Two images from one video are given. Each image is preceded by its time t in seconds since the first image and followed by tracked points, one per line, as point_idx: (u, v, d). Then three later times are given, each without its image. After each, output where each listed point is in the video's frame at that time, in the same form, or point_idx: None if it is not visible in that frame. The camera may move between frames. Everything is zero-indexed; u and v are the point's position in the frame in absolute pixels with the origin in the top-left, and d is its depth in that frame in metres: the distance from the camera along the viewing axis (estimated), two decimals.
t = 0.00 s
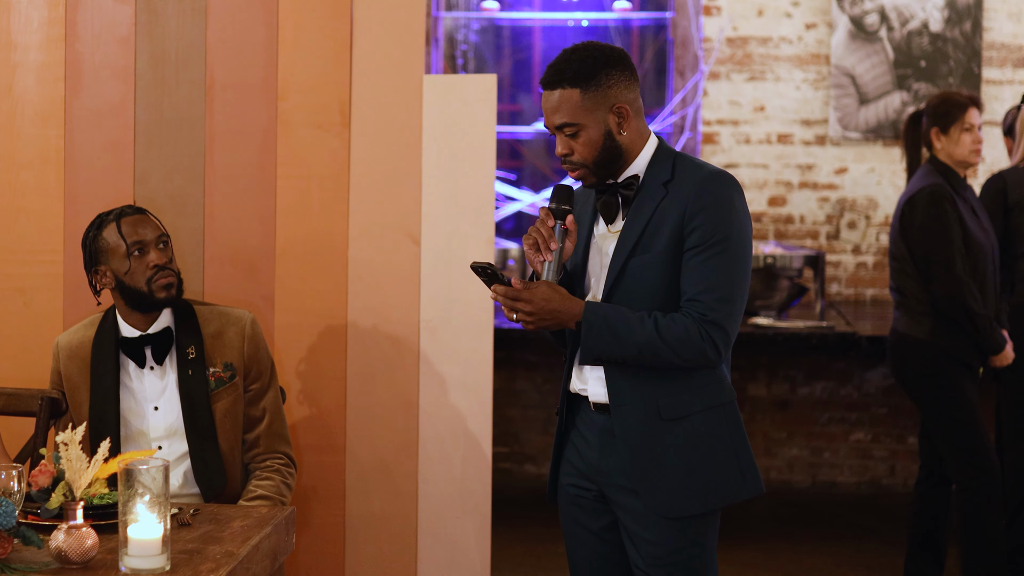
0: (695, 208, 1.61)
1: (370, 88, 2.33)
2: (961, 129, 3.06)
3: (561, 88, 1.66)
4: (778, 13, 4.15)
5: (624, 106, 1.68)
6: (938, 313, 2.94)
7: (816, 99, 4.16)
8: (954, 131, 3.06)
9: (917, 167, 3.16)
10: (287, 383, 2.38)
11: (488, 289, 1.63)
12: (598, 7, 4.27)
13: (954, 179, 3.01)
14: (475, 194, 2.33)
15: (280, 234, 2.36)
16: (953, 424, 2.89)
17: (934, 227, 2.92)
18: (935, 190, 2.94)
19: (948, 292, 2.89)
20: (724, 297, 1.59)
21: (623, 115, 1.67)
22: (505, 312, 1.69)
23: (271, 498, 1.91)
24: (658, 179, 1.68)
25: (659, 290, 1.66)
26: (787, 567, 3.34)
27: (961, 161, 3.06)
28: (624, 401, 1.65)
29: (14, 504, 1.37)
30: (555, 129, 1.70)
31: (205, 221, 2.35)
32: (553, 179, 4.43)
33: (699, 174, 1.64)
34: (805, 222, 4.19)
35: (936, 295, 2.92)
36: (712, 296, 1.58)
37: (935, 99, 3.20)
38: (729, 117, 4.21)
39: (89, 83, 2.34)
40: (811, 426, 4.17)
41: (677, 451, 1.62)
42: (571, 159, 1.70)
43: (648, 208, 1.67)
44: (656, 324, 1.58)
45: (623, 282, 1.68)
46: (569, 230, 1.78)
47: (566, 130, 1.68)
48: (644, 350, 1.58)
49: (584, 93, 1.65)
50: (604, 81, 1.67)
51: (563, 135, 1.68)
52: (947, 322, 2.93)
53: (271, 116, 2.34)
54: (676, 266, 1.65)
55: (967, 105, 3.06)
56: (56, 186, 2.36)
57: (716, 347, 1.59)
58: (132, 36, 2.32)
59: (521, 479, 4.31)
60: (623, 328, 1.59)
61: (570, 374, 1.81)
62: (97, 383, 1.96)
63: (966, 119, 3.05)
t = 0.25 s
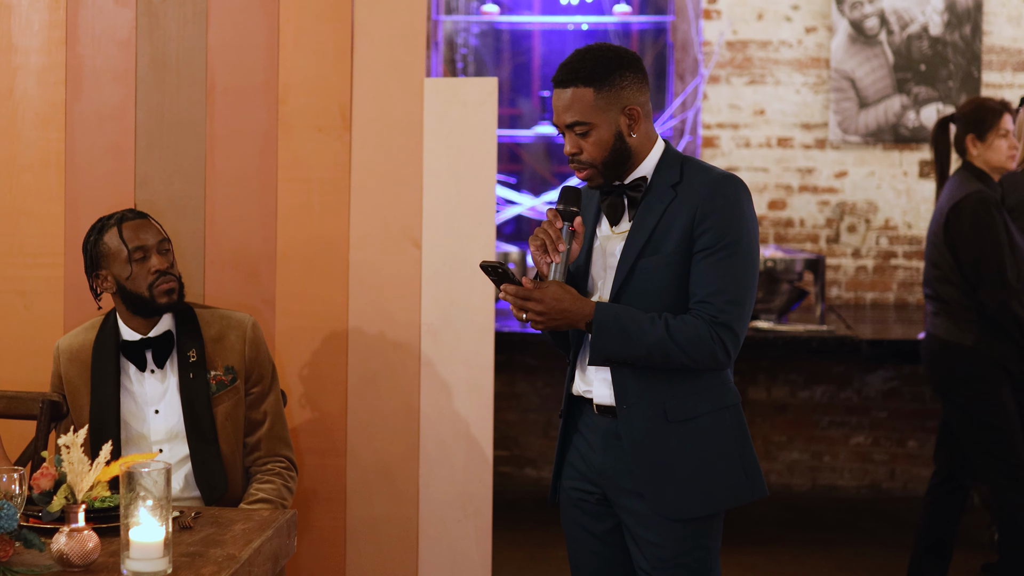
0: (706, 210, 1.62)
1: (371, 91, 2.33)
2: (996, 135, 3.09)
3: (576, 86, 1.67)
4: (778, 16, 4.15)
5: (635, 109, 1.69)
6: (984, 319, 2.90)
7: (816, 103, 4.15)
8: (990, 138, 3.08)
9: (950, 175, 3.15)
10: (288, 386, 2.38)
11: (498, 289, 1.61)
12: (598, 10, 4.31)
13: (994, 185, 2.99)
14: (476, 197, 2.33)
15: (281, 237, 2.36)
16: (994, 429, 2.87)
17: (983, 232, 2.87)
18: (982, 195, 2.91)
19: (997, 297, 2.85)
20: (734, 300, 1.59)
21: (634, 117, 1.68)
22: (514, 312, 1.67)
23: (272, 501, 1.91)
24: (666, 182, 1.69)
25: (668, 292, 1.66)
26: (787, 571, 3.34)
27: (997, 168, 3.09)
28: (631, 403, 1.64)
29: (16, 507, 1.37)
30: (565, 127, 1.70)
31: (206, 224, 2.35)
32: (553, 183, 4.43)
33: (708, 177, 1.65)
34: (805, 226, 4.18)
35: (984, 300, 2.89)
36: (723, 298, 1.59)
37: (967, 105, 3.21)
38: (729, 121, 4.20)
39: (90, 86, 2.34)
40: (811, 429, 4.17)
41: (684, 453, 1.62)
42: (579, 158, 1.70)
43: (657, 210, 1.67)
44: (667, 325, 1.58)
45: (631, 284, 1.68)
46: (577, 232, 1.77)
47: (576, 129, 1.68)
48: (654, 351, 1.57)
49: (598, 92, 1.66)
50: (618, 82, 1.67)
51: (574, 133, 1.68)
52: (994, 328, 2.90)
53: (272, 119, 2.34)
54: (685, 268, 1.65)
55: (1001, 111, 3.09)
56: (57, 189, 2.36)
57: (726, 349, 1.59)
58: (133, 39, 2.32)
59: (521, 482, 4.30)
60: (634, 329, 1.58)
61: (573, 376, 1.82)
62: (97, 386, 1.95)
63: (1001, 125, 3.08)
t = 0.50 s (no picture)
0: (716, 213, 1.62)
1: (372, 95, 2.33)
2: None
3: (596, 78, 1.68)
4: (778, 20, 4.11)
5: (650, 110, 1.69)
6: None
7: (816, 107, 4.11)
8: None
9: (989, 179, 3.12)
10: (288, 389, 2.37)
11: (506, 291, 1.64)
12: (598, 13, 4.33)
13: None
14: (478, 200, 2.33)
15: (281, 241, 2.36)
16: None
17: None
18: None
19: None
20: (744, 303, 1.60)
21: (647, 118, 1.69)
22: (522, 314, 1.68)
23: (273, 505, 1.90)
24: (675, 185, 1.69)
25: (676, 294, 1.66)
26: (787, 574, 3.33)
27: None
28: (638, 406, 1.64)
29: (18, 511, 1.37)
30: (577, 118, 1.70)
31: (207, 227, 2.35)
32: (553, 186, 4.43)
33: (718, 180, 1.65)
34: (805, 229, 4.16)
35: None
36: (731, 301, 1.59)
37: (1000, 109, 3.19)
38: (729, 124, 4.16)
39: (91, 89, 2.34)
40: (810, 433, 4.17)
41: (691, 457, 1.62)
42: (586, 151, 1.69)
43: (666, 212, 1.67)
44: (677, 327, 1.58)
45: (639, 286, 1.68)
46: (581, 232, 1.76)
47: (588, 121, 1.68)
48: (663, 353, 1.57)
49: (615, 87, 1.67)
50: (637, 81, 1.68)
51: (585, 125, 1.68)
52: None
53: (273, 122, 2.34)
54: (694, 271, 1.65)
55: None
56: (57, 192, 2.36)
57: (735, 352, 1.59)
58: (134, 42, 2.32)
59: (521, 486, 4.29)
60: (644, 330, 1.58)
61: (577, 378, 1.82)
62: (99, 389, 1.95)
63: None
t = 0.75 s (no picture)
0: (724, 219, 1.62)
1: (374, 100, 2.34)
2: None
3: (611, 79, 1.68)
4: (778, 24, 4.06)
5: (661, 116, 1.70)
6: None
7: (816, 111, 4.06)
8: None
9: None
10: (291, 394, 2.38)
11: (513, 291, 1.64)
12: (599, 17, 4.24)
13: None
14: (479, 205, 2.34)
15: (283, 245, 2.36)
16: None
17: None
18: None
19: None
20: (751, 308, 1.61)
21: (658, 124, 1.69)
22: (528, 314, 1.68)
23: (276, 509, 1.90)
24: (686, 190, 1.70)
25: (685, 299, 1.67)
26: None
27: None
28: (647, 411, 1.65)
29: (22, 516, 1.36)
30: (589, 118, 1.71)
31: (210, 232, 2.36)
32: (553, 190, 4.42)
33: (728, 186, 1.66)
34: (805, 233, 4.10)
35: None
36: (740, 307, 1.60)
37: None
38: (730, 128, 4.11)
39: (94, 94, 2.35)
40: (810, 436, 4.17)
41: (698, 462, 1.62)
42: (595, 150, 1.70)
43: (676, 217, 1.68)
44: (685, 332, 1.59)
45: (648, 290, 1.68)
46: (589, 229, 1.80)
47: (599, 121, 1.69)
48: (671, 358, 1.58)
49: (629, 90, 1.67)
50: (652, 86, 1.69)
51: (595, 124, 1.69)
52: None
53: (275, 127, 2.35)
54: (703, 277, 1.66)
55: None
56: (60, 197, 2.36)
57: (743, 357, 1.60)
58: (136, 47, 2.33)
59: (522, 490, 4.29)
60: (652, 335, 1.59)
61: (587, 383, 1.81)
62: (102, 393, 1.96)
63: None
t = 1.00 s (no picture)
0: (722, 225, 1.62)
1: (376, 102, 2.35)
2: None
3: (608, 86, 1.70)
4: (779, 27, 4.06)
5: (656, 125, 1.70)
6: None
7: (816, 113, 4.06)
8: None
9: None
10: (293, 396, 2.38)
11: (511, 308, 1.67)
12: (599, 19, 4.26)
13: None
14: (481, 207, 2.34)
15: (286, 247, 2.37)
16: None
17: None
18: None
19: None
20: (751, 314, 1.60)
21: (652, 133, 1.70)
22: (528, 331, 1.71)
23: (278, 510, 1.91)
24: (685, 196, 1.69)
25: (685, 305, 1.67)
26: None
27: None
28: (647, 417, 1.65)
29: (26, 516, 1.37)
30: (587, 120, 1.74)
31: (212, 234, 2.36)
32: (554, 193, 4.41)
33: (725, 191, 1.65)
34: (806, 235, 4.09)
35: None
36: (738, 313, 1.60)
37: None
38: (730, 131, 4.12)
39: (96, 96, 2.35)
40: (811, 438, 4.17)
41: (700, 468, 1.62)
42: (588, 154, 1.74)
43: (675, 224, 1.68)
44: (682, 341, 1.59)
45: (649, 297, 1.69)
46: (588, 236, 1.80)
47: (594, 125, 1.72)
48: (668, 367, 1.58)
49: (624, 97, 1.69)
50: (648, 94, 1.69)
51: (590, 128, 1.72)
52: None
53: (277, 129, 2.35)
54: (702, 283, 1.66)
55: None
56: (63, 199, 2.37)
57: (742, 363, 1.60)
58: (139, 50, 2.34)
59: (523, 491, 4.29)
60: (648, 345, 1.59)
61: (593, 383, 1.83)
62: (105, 395, 1.96)
63: None
